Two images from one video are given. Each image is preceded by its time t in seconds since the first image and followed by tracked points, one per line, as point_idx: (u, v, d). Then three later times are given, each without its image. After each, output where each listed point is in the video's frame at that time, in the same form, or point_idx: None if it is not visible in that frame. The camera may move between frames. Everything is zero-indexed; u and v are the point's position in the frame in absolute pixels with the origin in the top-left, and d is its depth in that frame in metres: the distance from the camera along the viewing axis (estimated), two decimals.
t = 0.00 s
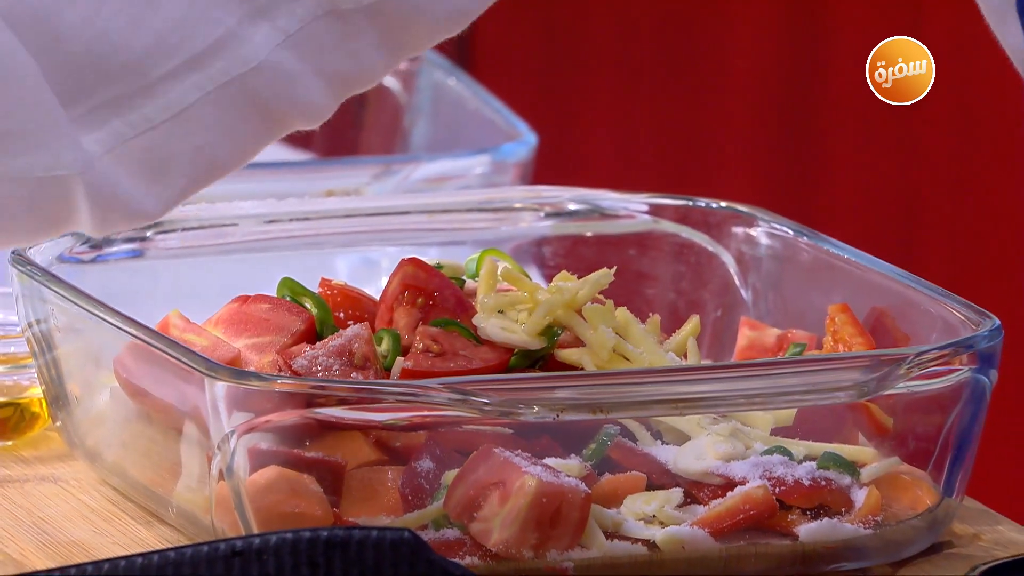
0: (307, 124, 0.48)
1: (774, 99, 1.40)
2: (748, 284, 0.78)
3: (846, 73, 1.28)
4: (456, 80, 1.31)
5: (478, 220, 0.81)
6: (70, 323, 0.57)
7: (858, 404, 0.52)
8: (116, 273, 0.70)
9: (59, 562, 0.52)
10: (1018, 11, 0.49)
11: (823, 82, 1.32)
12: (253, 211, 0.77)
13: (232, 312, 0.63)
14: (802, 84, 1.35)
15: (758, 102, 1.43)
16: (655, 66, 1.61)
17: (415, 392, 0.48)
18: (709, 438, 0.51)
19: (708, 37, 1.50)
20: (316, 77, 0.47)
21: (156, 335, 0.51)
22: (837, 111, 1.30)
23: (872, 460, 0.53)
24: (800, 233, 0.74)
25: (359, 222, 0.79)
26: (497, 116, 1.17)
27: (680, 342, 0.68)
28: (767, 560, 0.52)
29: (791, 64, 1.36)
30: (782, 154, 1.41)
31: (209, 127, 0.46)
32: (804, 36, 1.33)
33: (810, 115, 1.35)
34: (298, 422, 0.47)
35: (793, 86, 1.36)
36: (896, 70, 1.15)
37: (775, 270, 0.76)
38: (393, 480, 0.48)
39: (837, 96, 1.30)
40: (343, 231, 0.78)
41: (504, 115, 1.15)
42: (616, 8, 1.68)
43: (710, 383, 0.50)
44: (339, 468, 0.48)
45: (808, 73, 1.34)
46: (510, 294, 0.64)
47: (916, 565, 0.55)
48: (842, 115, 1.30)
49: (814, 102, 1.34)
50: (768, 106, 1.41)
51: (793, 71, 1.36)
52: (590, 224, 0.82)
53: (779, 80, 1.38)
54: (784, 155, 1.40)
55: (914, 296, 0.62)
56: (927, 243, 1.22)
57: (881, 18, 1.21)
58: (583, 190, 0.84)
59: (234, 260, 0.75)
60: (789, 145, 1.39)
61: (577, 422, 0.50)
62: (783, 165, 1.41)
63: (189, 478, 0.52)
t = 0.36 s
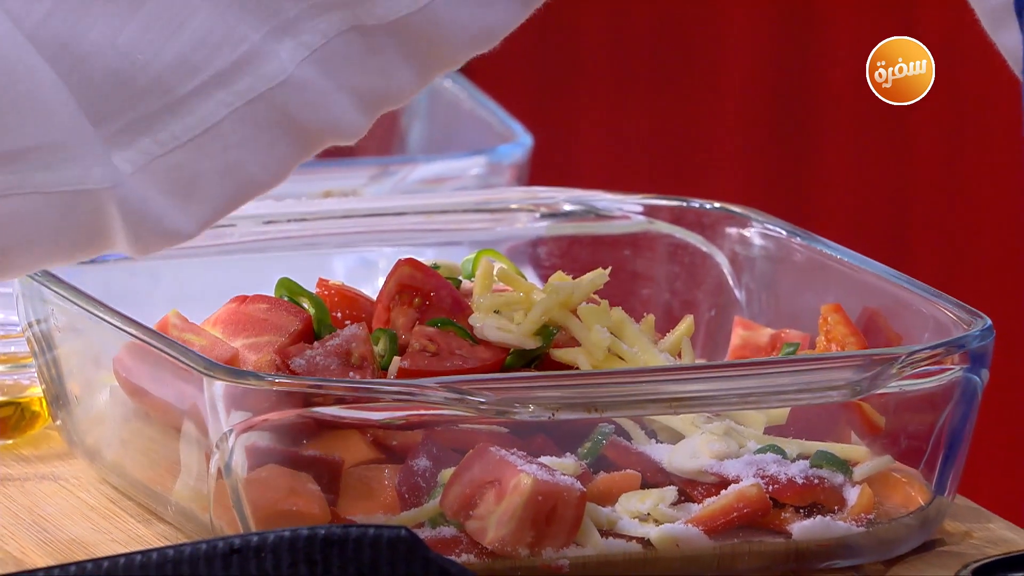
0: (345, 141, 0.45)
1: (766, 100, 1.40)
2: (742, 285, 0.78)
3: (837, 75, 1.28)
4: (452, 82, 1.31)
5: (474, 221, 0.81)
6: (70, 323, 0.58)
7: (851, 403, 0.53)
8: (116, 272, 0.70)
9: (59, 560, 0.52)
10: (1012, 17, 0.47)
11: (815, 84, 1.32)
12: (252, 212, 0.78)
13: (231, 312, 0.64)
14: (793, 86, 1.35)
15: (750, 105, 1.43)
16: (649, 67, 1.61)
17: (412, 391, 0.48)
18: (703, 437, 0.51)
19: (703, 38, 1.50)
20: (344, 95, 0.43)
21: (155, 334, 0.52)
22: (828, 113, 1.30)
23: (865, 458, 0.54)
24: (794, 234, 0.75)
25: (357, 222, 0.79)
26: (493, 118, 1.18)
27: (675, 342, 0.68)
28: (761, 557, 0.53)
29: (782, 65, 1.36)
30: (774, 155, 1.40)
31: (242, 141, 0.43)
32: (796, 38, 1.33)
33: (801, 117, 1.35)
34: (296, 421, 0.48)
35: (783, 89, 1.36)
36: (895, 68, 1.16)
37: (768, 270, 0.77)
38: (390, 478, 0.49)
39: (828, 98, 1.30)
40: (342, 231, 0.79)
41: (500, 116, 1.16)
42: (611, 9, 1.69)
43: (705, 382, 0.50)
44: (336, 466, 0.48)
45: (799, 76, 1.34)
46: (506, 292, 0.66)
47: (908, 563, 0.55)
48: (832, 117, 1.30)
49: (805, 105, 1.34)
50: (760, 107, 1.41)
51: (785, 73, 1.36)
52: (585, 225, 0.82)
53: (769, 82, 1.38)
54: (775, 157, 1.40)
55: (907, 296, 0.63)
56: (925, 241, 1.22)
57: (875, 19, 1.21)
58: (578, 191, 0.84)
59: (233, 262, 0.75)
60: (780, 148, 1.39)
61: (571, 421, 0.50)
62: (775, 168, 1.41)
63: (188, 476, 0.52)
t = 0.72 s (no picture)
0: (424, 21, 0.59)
1: (766, 102, 1.40)
2: (739, 285, 0.79)
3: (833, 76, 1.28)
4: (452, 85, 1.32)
5: (472, 222, 0.82)
6: (73, 323, 0.58)
7: (847, 402, 0.53)
8: (117, 273, 0.72)
9: (62, 558, 0.53)
10: None
11: (812, 86, 1.32)
12: (252, 212, 0.77)
13: (231, 312, 0.64)
14: (791, 87, 1.35)
15: (750, 106, 1.44)
16: (648, 68, 1.62)
17: (411, 390, 0.49)
18: (700, 436, 0.52)
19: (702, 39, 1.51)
20: None
21: (156, 333, 0.52)
22: (824, 114, 1.31)
23: (860, 457, 0.54)
24: (790, 235, 0.75)
25: (357, 222, 0.79)
26: (489, 119, 1.19)
27: (672, 340, 0.69)
28: (756, 555, 0.53)
29: (779, 66, 1.36)
30: (772, 156, 1.41)
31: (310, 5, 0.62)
32: (792, 39, 1.34)
33: (797, 118, 1.35)
34: (296, 420, 0.48)
35: (781, 90, 1.36)
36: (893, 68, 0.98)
37: (765, 270, 0.77)
38: (389, 477, 0.49)
39: (825, 99, 1.30)
40: (340, 231, 0.79)
41: (497, 117, 1.16)
42: (611, 10, 1.69)
43: (702, 381, 0.51)
44: (336, 465, 0.49)
45: (796, 77, 1.34)
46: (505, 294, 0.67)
47: (904, 561, 0.56)
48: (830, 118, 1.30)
49: (801, 106, 1.34)
50: (759, 108, 1.42)
51: (783, 74, 1.36)
52: (583, 226, 0.82)
53: (769, 84, 1.39)
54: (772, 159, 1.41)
55: (902, 296, 0.63)
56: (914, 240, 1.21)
57: (870, 20, 1.21)
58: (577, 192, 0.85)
59: (232, 262, 0.76)
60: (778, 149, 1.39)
61: (569, 420, 0.50)
62: (772, 168, 1.41)
63: (190, 475, 0.53)
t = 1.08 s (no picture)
0: None
1: (762, 105, 1.41)
2: (736, 285, 0.80)
3: (826, 80, 1.29)
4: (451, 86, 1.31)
5: (471, 223, 0.82)
6: (76, 323, 0.58)
7: (843, 401, 0.54)
8: (120, 273, 0.73)
9: (65, 555, 0.53)
10: None
11: (805, 88, 1.32)
12: (253, 213, 0.78)
13: (233, 312, 0.64)
14: (787, 88, 1.35)
15: (747, 108, 1.44)
16: (646, 69, 1.63)
17: (411, 389, 0.49)
18: (698, 434, 0.52)
19: (700, 41, 1.52)
20: None
21: (159, 333, 0.53)
22: (818, 118, 1.31)
23: (856, 455, 0.55)
24: (786, 235, 0.76)
25: (357, 223, 0.80)
26: (487, 120, 1.20)
27: (669, 340, 0.69)
28: (754, 551, 0.54)
29: (776, 67, 1.37)
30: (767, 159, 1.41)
31: None
32: (787, 40, 1.34)
33: (793, 121, 1.36)
34: (298, 418, 0.49)
35: (777, 92, 1.37)
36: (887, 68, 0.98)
37: (761, 270, 0.78)
38: (389, 475, 0.50)
39: (818, 103, 1.30)
40: (341, 232, 0.79)
41: (496, 119, 1.17)
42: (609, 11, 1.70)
43: (699, 380, 0.51)
44: (337, 463, 0.50)
45: (790, 81, 1.34)
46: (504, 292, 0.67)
47: (899, 558, 0.56)
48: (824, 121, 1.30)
49: (796, 109, 1.34)
50: (756, 111, 1.42)
51: (778, 76, 1.37)
52: (582, 227, 0.83)
53: (765, 87, 1.39)
54: (768, 161, 1.41)
55: (898, 296, 0.64)
56: (909, 242, 1.22)
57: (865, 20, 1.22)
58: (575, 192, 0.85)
59: (234, 263, 0.76)
60: (774, 153, 1.40)
61: (567, 418, 0.51)
62: (767, 171, 1.42)
63: (192, 473, 0.53)
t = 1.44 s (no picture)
0: None
1: (759, 107, 1.41)
2: (733, 285, 0.80)
3: (822, 81, 1.29)
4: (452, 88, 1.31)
5: (471, 223, 0.83)
6: (80, 322, 0.59)
7: (840, 400, 0.54)
8: (124, 273, 0.73)
9: (69, 553, 0.54)
10: None
11: (803, 90, 1.32)
12: (255, 214, 0.78)
13: (234, 312, 0.65)
14: (784, 89, 1.36)
15: (744, 108, 1.45)
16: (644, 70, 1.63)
17: (412, 389, 0.50)
18: (696, 433, 0.53)
19: (698, 42, 1.52)
20: None
21: (162, 333, 0.53)
22: (815, 118, 1.31)
23: (853, 454, 0.55)
24: (783, 236, 0.76)
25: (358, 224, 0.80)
26: (487, 122, 1.20)
27: (668, 340, 0.70)
28: (752, 549, 0.54)
29: (773, 69, 1.37)
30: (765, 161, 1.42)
31: None
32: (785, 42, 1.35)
33: (791, 123, 1.36)
34: (300, 417, 0.49)
35: (775, 93, 1.37)
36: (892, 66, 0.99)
37: (758, 270, 0.78)
38: (390, 474, 0.50)
39: (815, 106, 1.31)
40: (342, 232, 0.80)
41: (496, 121, 1.18)
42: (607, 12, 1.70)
43: (697, 379, 0.52)
44: (338, 462, 0.50)
45: (787, 83, 1.35)
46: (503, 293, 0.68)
47: (895, 557, 0.57)
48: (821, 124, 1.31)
49: (795, 111, 1.35)
50: (754, 112, 1.43)
51: (775, 78, 1.37)
52: (581, 227, 0.83)
53: (764, 87, 1.40)
54: (766, 163, 1.42)
55: (894, 296, 0.64)
56: (904, 245, 1.22)
57: (861, 20, 1.22)
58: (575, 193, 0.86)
59: (237, 263, 0.77)
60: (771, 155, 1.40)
61: (567, 417, 0.51)
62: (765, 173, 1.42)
63: (195, 472, 0.54)
